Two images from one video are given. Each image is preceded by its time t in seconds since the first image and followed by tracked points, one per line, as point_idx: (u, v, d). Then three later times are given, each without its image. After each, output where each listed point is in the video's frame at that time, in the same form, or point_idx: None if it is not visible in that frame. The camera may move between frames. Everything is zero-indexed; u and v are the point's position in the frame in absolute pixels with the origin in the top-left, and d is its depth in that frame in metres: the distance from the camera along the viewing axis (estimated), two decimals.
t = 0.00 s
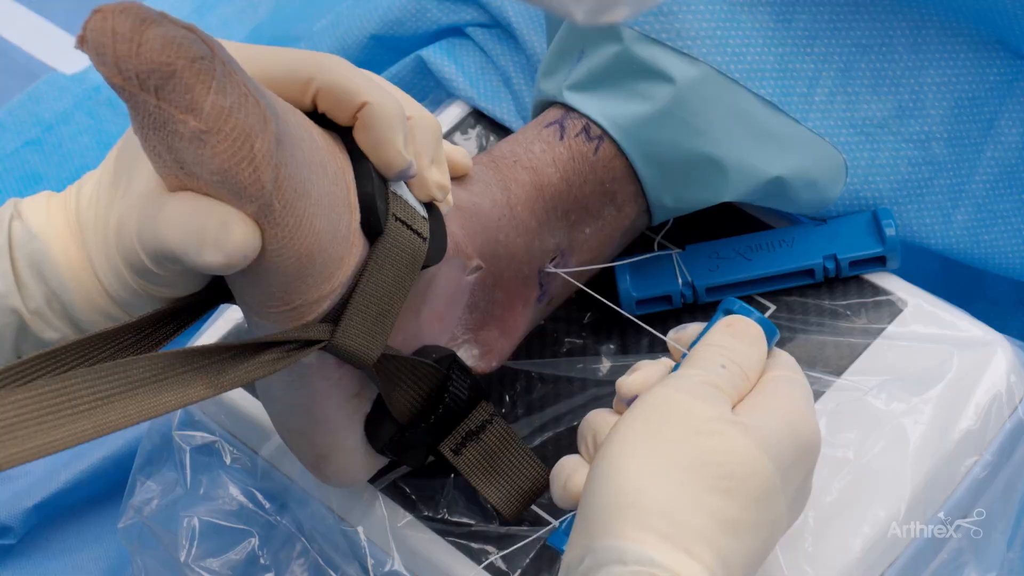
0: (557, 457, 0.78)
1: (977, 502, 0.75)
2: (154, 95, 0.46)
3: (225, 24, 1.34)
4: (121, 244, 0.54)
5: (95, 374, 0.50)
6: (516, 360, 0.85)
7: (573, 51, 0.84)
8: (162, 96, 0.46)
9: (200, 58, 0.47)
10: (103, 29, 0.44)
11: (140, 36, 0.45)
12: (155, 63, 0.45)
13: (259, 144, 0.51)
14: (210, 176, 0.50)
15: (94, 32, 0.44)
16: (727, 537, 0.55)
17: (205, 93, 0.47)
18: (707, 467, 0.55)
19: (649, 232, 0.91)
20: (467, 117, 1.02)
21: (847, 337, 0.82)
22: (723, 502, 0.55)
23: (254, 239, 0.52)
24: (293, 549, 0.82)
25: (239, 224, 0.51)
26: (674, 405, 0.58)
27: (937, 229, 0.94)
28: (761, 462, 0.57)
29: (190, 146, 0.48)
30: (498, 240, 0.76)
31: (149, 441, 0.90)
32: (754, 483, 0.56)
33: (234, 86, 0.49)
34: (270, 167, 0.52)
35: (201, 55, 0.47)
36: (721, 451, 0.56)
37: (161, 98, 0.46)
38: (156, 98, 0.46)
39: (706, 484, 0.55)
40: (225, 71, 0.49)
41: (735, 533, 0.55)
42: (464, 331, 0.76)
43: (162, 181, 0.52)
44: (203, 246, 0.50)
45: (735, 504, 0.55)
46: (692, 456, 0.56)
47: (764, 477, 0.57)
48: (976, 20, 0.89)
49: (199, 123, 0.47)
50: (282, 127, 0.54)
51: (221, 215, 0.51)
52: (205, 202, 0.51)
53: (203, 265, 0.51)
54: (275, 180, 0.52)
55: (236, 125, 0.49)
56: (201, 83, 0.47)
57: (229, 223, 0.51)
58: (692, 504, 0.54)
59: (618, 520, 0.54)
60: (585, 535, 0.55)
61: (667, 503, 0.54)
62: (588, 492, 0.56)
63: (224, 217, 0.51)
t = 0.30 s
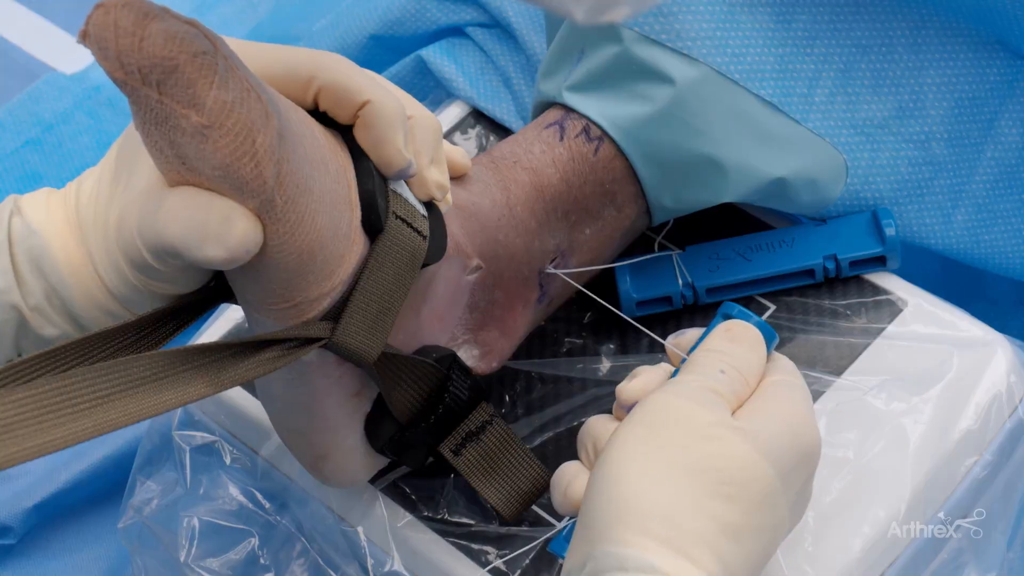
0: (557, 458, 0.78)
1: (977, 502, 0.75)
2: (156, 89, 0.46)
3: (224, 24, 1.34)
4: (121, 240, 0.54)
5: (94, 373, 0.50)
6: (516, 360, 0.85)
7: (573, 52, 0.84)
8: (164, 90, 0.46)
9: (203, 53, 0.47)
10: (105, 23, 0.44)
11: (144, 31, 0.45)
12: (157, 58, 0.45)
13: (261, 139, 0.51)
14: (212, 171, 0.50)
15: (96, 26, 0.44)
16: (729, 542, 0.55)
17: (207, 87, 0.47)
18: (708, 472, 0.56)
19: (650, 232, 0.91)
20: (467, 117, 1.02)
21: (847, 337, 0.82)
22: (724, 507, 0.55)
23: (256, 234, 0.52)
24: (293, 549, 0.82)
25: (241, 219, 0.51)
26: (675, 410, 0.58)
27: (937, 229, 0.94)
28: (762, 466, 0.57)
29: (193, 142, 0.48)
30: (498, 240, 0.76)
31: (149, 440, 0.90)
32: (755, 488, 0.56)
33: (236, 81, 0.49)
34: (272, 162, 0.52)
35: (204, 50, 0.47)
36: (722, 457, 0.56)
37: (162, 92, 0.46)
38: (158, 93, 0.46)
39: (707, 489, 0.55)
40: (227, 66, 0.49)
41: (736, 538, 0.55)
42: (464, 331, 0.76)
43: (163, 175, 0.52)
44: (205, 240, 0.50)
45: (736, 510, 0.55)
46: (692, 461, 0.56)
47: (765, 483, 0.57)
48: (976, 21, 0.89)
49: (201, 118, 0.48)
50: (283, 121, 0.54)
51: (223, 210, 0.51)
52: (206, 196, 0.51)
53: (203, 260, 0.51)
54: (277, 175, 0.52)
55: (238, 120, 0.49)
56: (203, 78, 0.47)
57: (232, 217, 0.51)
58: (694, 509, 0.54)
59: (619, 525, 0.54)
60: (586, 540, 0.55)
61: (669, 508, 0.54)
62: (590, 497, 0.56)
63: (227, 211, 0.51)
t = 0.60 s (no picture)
0: (558, 458, 0.78)
1: (977, 502, 0.75)
2: (157, 87, 0.46)
3: (224, 24, 1.34)
4: (121, 237, 0.54)
5: (95, 372, 0.50)
6: (516, 360, 0.85)
7: (574, 52, 0.84)
8: (164, 88, 0.46)
9: (204, 51, 0.47)
10: (106, 20, 0.44)
11: (144, 28, 0.45)
12: (157, 55, 0.45)
13: (261, 136, 0.50)
14: (212, 168, 0.50)
15: (97, 23, 0.44)
16: (730, 544, 0.55)
17: (208, 85, 0.47)
18: (710, 475, 0.56)
19: (650, 232, 0.91)
20: (467, 116, 1.02)
21: (847, 336, 0.82)
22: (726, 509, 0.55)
23: (257, 231, 0.52)
24: (293, 549, 0.82)
25: (242, 216, 0.51)
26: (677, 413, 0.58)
27: (938, 229, 0.94)
28: (763, 469, 0.57)
29: (193, 139, 0.48)
30: (499, 240, 0.76)
31: (149, 440, 0.90)
32: (757, 490, 0.56)
33: (238, 79, 0.49)
34: (273, 158, 0.52)
35: (204, 48, 0.47)
36: (723, 459, 0.56)
37: (163, 90, 0.46)
38: (158, 91, 0.46)
39: (710, 492, 0.55)
40: (228, 64, 0.48)
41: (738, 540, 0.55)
42: (465, 331, 0.76)
43: (163, 172, 0.53)
44: (206, 237, 0.50)
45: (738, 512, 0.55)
46: (694, 464, 0.56)
47: (766, 485, 0.57)
48: (977, 21, 0.89)
49: (202, 115, 0.48)
50: (284, 118, 0.54)
51: (225, 208, 0.51)
52: (208, 192, 0.51)
53: (204, 256, 0.51)
54: (279, 172, 0.52)
55: (239, 117, 0.49)
56: (204, 75, 0.47)
57: (233, 214, 0.51)
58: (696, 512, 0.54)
59: (622, 528, 0.54)
60: (589, 543, 0.55)
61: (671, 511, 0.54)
62: (593, 500, 0.56)
63: (228, 208, 0.51)
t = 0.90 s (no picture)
0: (558, 458, 0.78)
1: (977, 502, 0.75)
2: (156, 84, 0.46)
3: (224, 24, 1.34)
4: (119, 235, 0.54)
5: (94, 372, 0.50)
6: (516, 360, 0.85)
7: (574, 52, 0.84)
8: (164, 85, 0.46)
9: (203, 48, 0.47)
10: (106, 18, 0.44)
11: (144, 26, 0.45)
12: (157, 53, 0.45)
13: (261, 133, 0.50)
14: (212, 166, 0.50)
15: (97, 21, 0.44)
16: (733, 546, 0.55)
17: (208, 83, 0.47)
18: (712, 477, 0.55)
19: (650, 233, 0.91)
20: (467, 116, 1.02)
21: (848, 336, 0.82)
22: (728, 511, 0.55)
23: (257, 229, 0.52)
24: (293, 549, 0.82)
25: (242, 214, 0.51)
26: (678, 416, 0.58)
27: (938, 229, 0.94)
28: (765, 469, 0.57)
29: (193, 137, 0.48)
30: (499, 240, 0.76)
31: (149, 440, 0.90)
32: (759, 492, 0.56)
33: (237, 77, 0.49)
34: (272, 157, 0.51)
35: (204, 45, 0.47)
36: (726, 460, 0.56)
37: (162, 87, 0.46)
38: (158, 88, 0.46)
39: (711, 494, 0.55)
40: (228, 62, 0.48)
41: (740, 541, 0.55)
42: (465, 331, 0.76)
43: (162, 170, 0.53)
44: (206, 234, 0.50)
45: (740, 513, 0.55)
46: (696, 465, 0.56)
47: (768, 485, 0.57)
48: (977, 21, 0.89)
49: (201, 113, 0.48)
50: (283, 115, 0.54)
51: (225, 206, 0.51)
52: (207, 190, 0.51)
53: (203, 254, 0.51)
54: (278, 170, 0.52)
55: (238, 115, 0.49)
56: (203, 73, 0.47)
57: (233, 212, 0.51)
58: (698, 514, 0.54)
59: (625, 531, 0.54)
60: (592, 544, 0.55)
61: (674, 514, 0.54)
62: (597, 503, 0.56)
63: (228, 206, 0.51)
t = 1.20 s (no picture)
0: (558, 458, 0.78)
1: (977, 502, 0.75)
2: (155, 81, 0.46)
3: (225, 24, 1.34)
4: (119, 234, 0.55)
5: (95, 369, 0.50)
6: (516, 360, 0.85)
7: (574, 51, 0.84)
8: (162, 82, 0.46)
9: (200, 45, 0.47)
10: (104, 15, 0.44)
11: (142, 23, 0.45)
12: (156, 49, 0.45)
13: (260, 130, 0.51)
14: (210, 162, 0.50)
15: (95, 18, 0.44)
16: (735, 542, 0.55)
17: (206, 79, 0.47)
18: (714, 475, 0.55)
19: (650, 232, 0.91)
20: (467, 116, 1.02)
21: (847, 336, 0.82)
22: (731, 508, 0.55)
23: (255, 224, 0.52)
24: (293, 549, 0.82)
25: (240, 209, 0.51)
26: (679, 412, 0.58)
27: (938, 229, 0.94)
28: (766, 466, 0.57)
29: (191, 133, 0.48)
30: (500, 240, 0.76)
31: (149, 440, 0.90)
32: (759, 488, 0.56)
33: (235, 73, 0.49)
34: (270, 153, 0.52)
35: (202, 42, 0.47)
36: (728, 457, 0.56)
37: (161, 84, 0.47)
38: (156, 84, 0.46)
39: (714, 491, 0.55)
40: (225, 59, 0.49)
41: (742, 536, 0.55)
42: (465, 330, 0.76)
43: (161, 169, 0.53)
44: (205, 229, 0.50)
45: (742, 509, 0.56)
46: (698, 462, 0.56)
47: (769, 481, 0.57)
48: (977, 20, 0.89)
49: (200, 109, 0.48)
50: (282, 111, 0.54)
51: (222, 201, 0.51)
52: (206, 186, 0.51)
53: (199, 249, 0.51)
54: (276, 167, 0.53)
55: (236, 111, 0.49)
56: (202, 69, 0.47)
57: (231, 209, 0.51)
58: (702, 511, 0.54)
59: (627, 528, 0.54)
60: (594, 541, 0.55)
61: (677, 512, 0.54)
62: (600, 500, 0.56)
63: (226, 202, 0.51)
